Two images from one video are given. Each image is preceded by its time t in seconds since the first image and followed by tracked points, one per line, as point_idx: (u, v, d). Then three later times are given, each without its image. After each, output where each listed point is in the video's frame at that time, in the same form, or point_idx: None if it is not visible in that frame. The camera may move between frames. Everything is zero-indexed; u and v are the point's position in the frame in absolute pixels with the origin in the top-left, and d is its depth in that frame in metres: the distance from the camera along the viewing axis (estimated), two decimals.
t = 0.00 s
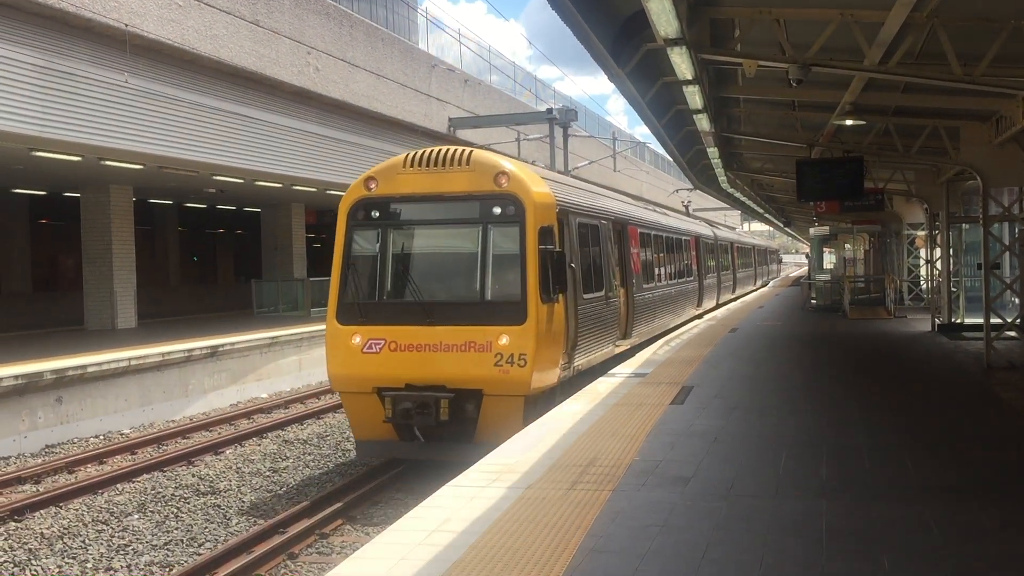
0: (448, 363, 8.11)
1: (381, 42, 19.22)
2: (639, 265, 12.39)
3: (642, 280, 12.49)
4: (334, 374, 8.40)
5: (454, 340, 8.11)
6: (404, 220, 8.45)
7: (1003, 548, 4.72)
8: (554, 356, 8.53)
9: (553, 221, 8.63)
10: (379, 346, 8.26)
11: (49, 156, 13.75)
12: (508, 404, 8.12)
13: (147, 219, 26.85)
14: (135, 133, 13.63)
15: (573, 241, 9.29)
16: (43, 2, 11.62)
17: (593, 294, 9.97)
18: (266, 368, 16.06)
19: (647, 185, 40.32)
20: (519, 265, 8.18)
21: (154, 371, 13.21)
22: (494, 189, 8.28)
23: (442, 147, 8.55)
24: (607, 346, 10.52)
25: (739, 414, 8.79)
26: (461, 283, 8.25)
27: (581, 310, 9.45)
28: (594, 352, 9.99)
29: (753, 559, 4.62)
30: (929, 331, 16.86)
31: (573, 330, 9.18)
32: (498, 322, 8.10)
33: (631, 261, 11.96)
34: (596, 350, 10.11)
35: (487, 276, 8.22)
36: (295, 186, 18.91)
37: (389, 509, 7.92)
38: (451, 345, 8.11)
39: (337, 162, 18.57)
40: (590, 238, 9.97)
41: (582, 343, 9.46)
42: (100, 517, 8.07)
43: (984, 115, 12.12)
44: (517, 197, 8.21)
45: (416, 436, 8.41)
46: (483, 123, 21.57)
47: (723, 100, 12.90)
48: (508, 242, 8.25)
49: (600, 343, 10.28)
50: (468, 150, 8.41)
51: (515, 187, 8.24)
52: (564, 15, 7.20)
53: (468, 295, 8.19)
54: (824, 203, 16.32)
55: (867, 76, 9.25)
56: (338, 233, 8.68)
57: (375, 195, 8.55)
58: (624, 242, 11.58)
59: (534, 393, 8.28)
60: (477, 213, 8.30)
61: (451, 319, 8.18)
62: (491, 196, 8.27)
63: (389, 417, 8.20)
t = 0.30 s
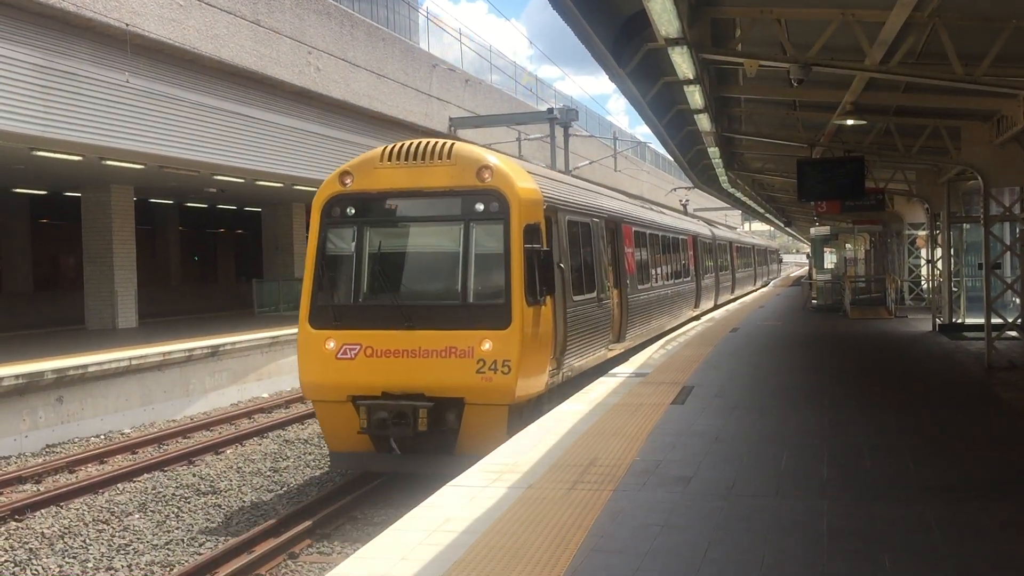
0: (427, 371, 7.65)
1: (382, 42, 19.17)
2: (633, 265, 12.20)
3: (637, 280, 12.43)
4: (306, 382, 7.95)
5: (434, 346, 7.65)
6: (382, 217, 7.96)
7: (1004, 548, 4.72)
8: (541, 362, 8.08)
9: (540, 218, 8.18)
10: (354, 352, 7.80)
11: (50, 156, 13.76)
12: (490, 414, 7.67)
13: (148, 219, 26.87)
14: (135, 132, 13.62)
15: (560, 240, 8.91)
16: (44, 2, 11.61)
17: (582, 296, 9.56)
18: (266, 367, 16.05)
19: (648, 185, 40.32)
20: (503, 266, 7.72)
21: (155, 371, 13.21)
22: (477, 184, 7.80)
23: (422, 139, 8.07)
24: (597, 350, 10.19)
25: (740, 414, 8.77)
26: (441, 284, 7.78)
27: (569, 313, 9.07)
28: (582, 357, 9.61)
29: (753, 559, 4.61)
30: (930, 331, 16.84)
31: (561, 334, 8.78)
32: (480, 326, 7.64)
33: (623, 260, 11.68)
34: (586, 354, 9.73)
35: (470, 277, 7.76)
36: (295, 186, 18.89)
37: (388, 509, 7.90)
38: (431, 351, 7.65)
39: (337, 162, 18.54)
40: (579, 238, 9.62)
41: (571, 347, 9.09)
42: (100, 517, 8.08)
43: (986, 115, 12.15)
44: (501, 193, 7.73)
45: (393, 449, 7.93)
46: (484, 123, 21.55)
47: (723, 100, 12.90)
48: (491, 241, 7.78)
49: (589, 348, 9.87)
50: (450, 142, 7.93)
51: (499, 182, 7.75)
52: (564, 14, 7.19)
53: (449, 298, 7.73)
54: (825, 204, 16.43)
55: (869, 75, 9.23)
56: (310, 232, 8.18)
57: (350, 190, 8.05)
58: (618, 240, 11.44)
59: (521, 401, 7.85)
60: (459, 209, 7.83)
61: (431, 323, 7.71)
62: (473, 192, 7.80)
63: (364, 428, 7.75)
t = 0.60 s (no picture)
0: (401, 380, 7.12)
1: (384, 42, 19.18)
2: (627, 267, 11.98)
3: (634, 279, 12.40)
4: (271, 391, 7.38)
5: (409, 352, 7.12)
6: (353, 214, 7.44)
7: (1004, 548, 4.71)
8: (525, 369, 7.56)
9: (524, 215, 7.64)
10: (323, 359, 7.27)
11: (52, 156, 13.77)
12: (470, 426, 7.14)
13: (150, 218, 26.90)
14: (136, 132, 13.62)
15: (546, 239, 8.46)
16: (45, 2, 11.62)
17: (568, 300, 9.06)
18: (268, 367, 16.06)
19: (649, 185, 40.35)
20: (483, 267, 7.19)
21: (157, 371, 13.23)
22: (456, 178, 7.28)
23: (398, 131, 7.56)
24: (586, 356, 9.77)
25: (741, 415, 8.75)
26: (419, 286, 7.26)
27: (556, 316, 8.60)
28: (570, 364, 9.16)
29: (753, 559, 4.61)
30: (931, 330, 16.83)
31: (546, 339, 8.27)
32: (459, 331, 7.11)
33: (614, 261, 11.40)
34: (573, 361, 9.29)
35: (448, 278, 7.24)
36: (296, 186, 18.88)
37: (389, 510, 7.89)
38: (405, 359, 7.12)
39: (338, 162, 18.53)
40: (567, 237, 9.23)
41: (558, 353, 8.65)
42: (102, 517, 8.08)
43: (988, 114, 12.17)
44: (482, 187, 7.21)
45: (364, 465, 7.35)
46: (485, 123, 21.56)
47: (725, 100, 12.91)
48: (471, 239, 7.25)
49: (576, 354, 9.39)
50: (427, 134, 7.42)
51: (480, 176, 7.23)
52: (565, 14, 7.19)
53: (426, 301, 7.20)
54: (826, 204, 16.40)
55: (870, 75, 9.23)
56: (277, 230, 7.65)
57: (320, 185, 7.52)
58: (611, 238, 11.26)
59: (503, 412, 7.33)
60: (436, 205, 7.31)
61: (407, 328, 7.18)
62: (452, 186, 7.28)
63: (333, 442, 7.19)
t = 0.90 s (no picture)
0: (369, 392, 6.49)
1: (386, 42, 19.13)
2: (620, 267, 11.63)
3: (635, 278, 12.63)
4: (228, 403, 6.73)
5: (379, 361, 6.51)
6: (319, 210, 6.81)
7: (1005, 547, 4.72)
8: (506, 379, 6.96)
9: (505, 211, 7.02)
10: (284, 369, 6.63)
11: (54, 156, 13.78)
12: (445, 442, 6.53)
13: (152, 218, 26.92)
14: (137, 132, 13.63)
15: (529, 239, 7.88)
16: (46, 3, 11.63)
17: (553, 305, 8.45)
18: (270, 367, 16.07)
19: (651, 185, 40.36)
20: (459, 268, 6.57)
21: (159, 371, 13.25)
22: (430, 171, 6.65)
23: (368, 119, 6.93)
24: (574, 365, 9.22)
25: (743, 415, 8.75)
26: (390, 290, 6.65)
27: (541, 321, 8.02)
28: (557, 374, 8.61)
29: (755, 559, 4.60)
30: (934, 330, 16.83)
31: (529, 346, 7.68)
32: (433, 339, 6.50)
33: (604, 262, 11.03)
34: (561, 371, 8.74)
35: (421, 281, 6.62)
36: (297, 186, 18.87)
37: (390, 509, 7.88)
38: (374, 368, 6.50)
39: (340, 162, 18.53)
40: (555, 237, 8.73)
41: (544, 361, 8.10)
42: (104, 517, 8.09)
43: (990, 114, 12.15)
44: (457, 181, 6.58)
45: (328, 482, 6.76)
46: (487, 124, 21.56)
47: (727, 100, 12.92)
48: (446, 237, 6.63)
49: (564, 363, 8.82)
50: (399, 122, 6.80)
51: (456, 169, 6.60)
52: (567, 13, 7.18)
53: (397, 305, 6.60)
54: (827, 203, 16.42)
55: (872, 75, 9.23)
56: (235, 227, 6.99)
57: (283, 178, 6.88)
58: (600, 237, 10.90)
59: (482, 426, 6.72)
60: (408, 200, 6.69)
61: (376, 335, 6.57)
62: (425, 180, 6.65)
63: (294, 459, 6.55)
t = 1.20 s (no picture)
0: (329, 407, 5.79)
1: (388, 41, 19.04)
2: (610, 267, 11.27)
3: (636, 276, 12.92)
4: (173, 419, 6.01)
5: (339, 372, 5.82)
6: (274, 204, 6.08)
7: (1010, 546, 4.72)
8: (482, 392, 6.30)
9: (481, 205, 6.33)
10: (235, 381, 5.93)
11: (57, 155, 13.78)
12: (412, 462, 5.83)
13: (154, 217, 26.91)
14: (140, 132, 13.64)
15: (506, 238, 7.37)
16: (49, 2, 11.64)
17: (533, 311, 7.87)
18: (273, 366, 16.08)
19: (654, 183, 40.33)
20: (429, 268, 5.88)
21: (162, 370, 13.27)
22: (397, 160, 5.95)
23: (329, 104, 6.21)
24: (558, 375, 8.74)
25: (746, 414, 8.73)
26: (353, 293, 5.94)
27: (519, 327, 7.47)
28: (540, 386, 8.12)
29: (760, 559, 4.59)
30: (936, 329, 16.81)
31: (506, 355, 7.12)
32: (399, 346, 5.81)
33: (593, 264, 10.66)
34: (544, 380, 8.28)
35: (387, 282, 5.92)
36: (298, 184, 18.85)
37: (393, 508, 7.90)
38: (335, 380, 5.81)
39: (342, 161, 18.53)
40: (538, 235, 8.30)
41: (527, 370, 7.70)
42: (107, 515, 8.11)
43: (994, 113, 12.13)
44: (427, 171, 5.90)
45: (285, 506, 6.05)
46: (490, 122, 21.52)
47: (729, 99, 12.90)
48: (415, 233, 5.93)
49: (545, 372, 8.31)
50: (364, 107, 6.10)
51: (425, 157, 5.91)
52: (570, 12, 7.16)
53: (361, 310, 5.90)
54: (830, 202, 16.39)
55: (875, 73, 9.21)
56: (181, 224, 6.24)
57: (234, 168, 6.14)
58: (588, 236, 10.52)
59: (454, 444, 6.05)
60: (373, 193, 5.98)
61: (337, 343, 5.87)
62: (392, 170, 5.96)
63: (244, 482, 5.81)
